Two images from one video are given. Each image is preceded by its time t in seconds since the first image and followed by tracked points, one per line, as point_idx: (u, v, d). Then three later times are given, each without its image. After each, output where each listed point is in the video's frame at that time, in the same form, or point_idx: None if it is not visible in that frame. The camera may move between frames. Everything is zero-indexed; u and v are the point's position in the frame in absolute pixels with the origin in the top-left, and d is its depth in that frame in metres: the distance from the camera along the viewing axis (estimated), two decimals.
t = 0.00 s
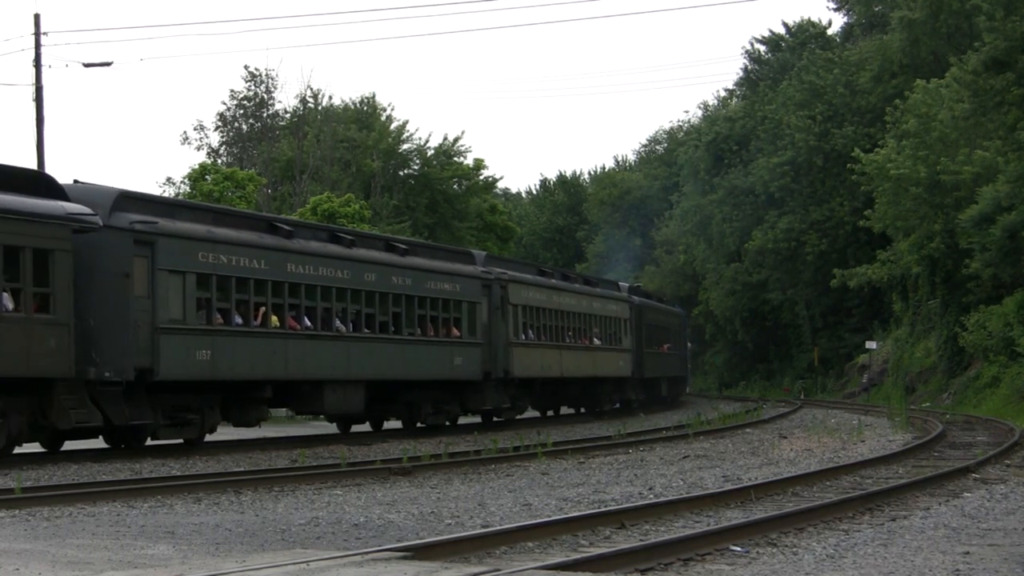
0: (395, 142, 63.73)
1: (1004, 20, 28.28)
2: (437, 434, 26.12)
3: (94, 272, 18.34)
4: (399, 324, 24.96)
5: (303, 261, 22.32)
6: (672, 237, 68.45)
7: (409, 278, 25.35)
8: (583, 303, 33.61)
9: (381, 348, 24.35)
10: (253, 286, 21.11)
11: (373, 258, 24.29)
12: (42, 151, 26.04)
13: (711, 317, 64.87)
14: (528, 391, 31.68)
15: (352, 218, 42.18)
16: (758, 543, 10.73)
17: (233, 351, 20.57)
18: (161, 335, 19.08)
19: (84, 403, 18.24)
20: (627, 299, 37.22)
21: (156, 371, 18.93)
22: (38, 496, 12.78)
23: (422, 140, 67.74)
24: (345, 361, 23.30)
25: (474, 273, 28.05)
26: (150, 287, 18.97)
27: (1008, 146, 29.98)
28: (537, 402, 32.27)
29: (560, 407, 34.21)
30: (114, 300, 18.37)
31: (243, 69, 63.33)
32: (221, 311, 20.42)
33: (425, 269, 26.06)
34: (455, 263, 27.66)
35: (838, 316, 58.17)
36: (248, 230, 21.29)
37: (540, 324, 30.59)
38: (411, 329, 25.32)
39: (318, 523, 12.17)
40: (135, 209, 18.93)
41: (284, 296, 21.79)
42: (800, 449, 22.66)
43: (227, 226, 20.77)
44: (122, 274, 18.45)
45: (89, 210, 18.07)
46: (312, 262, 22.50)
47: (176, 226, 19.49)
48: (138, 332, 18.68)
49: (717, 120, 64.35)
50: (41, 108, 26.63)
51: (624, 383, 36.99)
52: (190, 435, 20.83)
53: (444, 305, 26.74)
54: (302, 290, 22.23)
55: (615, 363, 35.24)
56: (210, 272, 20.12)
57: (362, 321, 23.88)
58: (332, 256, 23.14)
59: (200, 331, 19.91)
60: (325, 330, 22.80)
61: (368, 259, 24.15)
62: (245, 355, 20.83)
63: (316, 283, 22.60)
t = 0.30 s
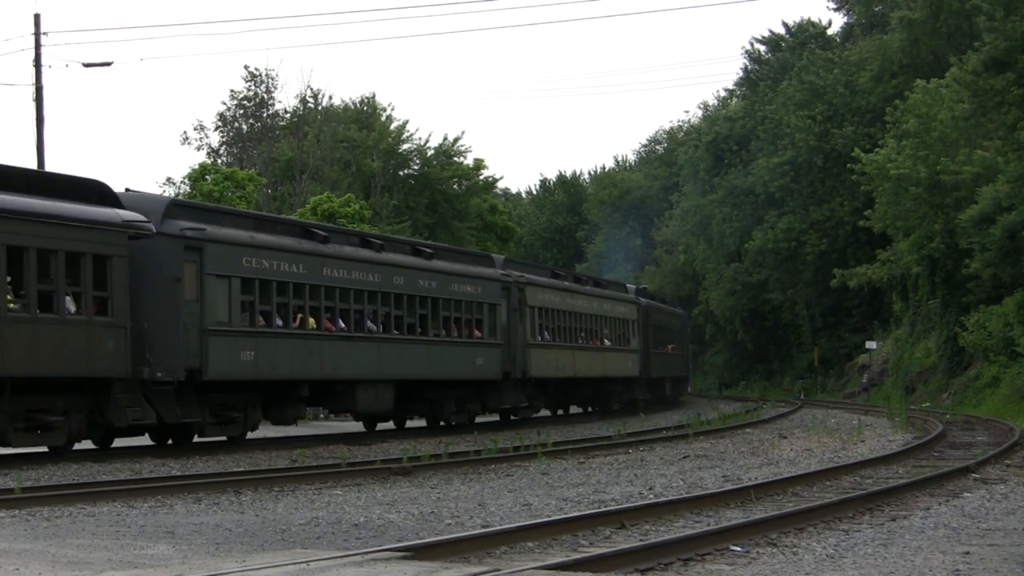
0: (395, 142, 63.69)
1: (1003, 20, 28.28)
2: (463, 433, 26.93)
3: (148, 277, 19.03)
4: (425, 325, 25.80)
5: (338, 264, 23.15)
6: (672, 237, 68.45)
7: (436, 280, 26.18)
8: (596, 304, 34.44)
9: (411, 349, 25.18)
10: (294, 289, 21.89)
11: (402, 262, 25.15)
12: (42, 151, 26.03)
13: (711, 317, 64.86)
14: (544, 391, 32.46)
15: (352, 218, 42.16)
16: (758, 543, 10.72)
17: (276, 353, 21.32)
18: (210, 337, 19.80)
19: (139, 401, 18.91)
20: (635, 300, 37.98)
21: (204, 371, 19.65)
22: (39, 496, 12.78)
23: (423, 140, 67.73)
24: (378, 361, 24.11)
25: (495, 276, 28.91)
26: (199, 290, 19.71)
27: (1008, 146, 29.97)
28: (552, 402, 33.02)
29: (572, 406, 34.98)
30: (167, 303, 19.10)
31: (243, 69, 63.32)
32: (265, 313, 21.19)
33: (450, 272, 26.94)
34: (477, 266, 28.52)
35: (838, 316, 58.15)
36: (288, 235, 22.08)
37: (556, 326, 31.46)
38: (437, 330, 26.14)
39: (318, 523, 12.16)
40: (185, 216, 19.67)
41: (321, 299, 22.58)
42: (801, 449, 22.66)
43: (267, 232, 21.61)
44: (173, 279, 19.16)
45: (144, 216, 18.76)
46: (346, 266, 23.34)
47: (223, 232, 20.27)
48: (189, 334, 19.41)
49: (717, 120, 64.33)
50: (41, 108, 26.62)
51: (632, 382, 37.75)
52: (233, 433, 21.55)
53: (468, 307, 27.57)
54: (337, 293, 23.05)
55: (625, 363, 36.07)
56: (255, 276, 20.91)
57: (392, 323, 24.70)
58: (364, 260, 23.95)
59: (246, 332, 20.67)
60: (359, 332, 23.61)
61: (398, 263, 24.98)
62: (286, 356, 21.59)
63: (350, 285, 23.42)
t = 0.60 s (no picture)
0: (395, 142, 63.54)
1: (1003, 20, 28.29)
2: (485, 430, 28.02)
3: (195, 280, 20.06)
4: (450, 326, 26.91)
5: (368, 268, 24.25)
6: (672, 237, 68.44)
7: (459, 283, 27.30)
8: (607, 307, 35.58)
9: (436, 350, 26.30)
10: (329, 291, 23.00)
11: (428, 266, 26.28)
12: (42, 150, 26.03)
13: (711, 317, 64.86)
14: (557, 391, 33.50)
15: (352, 218, 42.15)
16: (758, 543, 10.72)
17: (312, 352, 22.40)
18: (252, 338, 20.84)
19: (188, 400, 19.83)
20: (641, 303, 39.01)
21: (248, 371, 20.66)
22: (40, 496, 12.78)
23: (423, 140, 67.69)
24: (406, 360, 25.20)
25: (514, 279, 30.05)
26: (242, 293, 20.78)
27: (1009, 145, 29.97)
28: (565, 401, 34.02)
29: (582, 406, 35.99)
30: (214, 305, 20.16)
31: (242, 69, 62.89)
32: (303, 315, 22.28)
33: (473, 276, 28.08)
34: (497, 270, 29.65)
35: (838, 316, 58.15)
36: (322, 241, 23.20)
37: (570, 327, 32.57)
38: (461, 332, 27.23)
39: (318, 523, 12.16)
40: (231, 223, 20.76)
41: (353, 301, 23.66)
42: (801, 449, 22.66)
43: (304, 237, 22.74)
44: (219, 282, 20.23)
45: (193, 223, 19.78)
46: (376, 270, 24.45)
47: (264, 237, 21.38)
48: (233, 335, 20.45)
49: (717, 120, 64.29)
50: (41, 108, 26.62)
51: (638, 382, 38.74)
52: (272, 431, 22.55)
53: (489, 309, 28.68)
54: (368, 295, 24.15)
55: (633, 364, 37.12)
56: (294, 279, 22.01)
57: (419, 324, 25.81)
58: (393, 264, 25.07)
59: (285, 333, 21.74)
60: (388, 333, 24.71)
61: (424, 267, 26.11)
62: (322, 356, 22.67)
63: (381, 288, 24.53)
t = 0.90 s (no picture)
0: (394, 142, 63.47)
1: (1003, 19, 28.35)
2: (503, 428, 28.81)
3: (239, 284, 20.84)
4: (473, 328, 27.68)
5: (398, 271, 25.06)
6: (672, 237, 68.47)
7: (481, 286, 28.04)
8: (620, 308, 36.27)
9: (461, 351, 27.08)
10: (361, 294, 23.79)
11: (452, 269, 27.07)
12: (42, 150, 26.04)
13: (711, 317, 64.90)
14: (572, 390, 34.24)
15: (352, 218, 42.20)
16: (758, 543, 10.74)
17: (346, 353, 23.19)
18: (292, 339, 21.62)
19: (233, 399, 20.62)
20: (648, 303, 39.66)
21: (288, 370, 21.48)
22: (40, 496, 12.81)
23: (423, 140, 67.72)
24: (432, 361, 25.99)
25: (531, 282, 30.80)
26: (283, 296, 21.60)
27: (1009, 145, 29.99)
28: (577, 399, 34.77)
29: (593, 405, 36.70)
30: (258, 307, 20.97)
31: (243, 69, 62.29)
32: (338, 317, 23.08)
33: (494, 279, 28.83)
34: (516, 273, 30.42)
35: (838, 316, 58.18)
36: (353, 245, 24.01)
37: (585, 328, 33.32)
38: (482, 333, 27.99)
39: (318, 523, 12.19)
40: (271, 229, 21.59)
41: (383, 304, 24.45)
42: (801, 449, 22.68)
43: (337, 241, 23.57)
44: (262, 286, 21.03)
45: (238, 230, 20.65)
46: (405, 273, 25.24)
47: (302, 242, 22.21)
48: (275, 336, 21.24)
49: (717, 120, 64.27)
50: (41, 108, 26.63)
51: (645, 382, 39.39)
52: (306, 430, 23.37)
53: (508, 310, 29.43)
54: (397, 298, 24.93)
55: (642, 364, 37.85)
56: (330, 282, 22.82)
57: (444, 326, 26.60)
58: (420, 267, 25.87)
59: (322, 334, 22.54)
60: (416, 334, 25.49)
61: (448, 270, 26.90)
62: (355, 356, 23.46)
63: (408, 291, 25.33)
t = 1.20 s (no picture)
0: (394, 142, 63.51)
1: (1003, 20, 28.37)
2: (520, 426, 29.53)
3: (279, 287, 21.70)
4: (493, 329, 28.48)
5: (424, 275, 25.90)
6: (672, 237, 68.47)
7: (501, 288, 28.84)
8: (627, 310, 37.02)
9: (483, 351, 27.86)
10: (390, 297, 24.61)
11: (474, 272, 27.89)
12: (42, 150, 26.05)
13: (711, 317, 64.92)
14: (583, 390, 34.94)
15: (352, 218, 42.21)
16: (758, 543, 10.74)
17: (376, 354, 23.99)
18: (329, 341, 22.47)
19: (275, 398, 21.43)
20: (653, 304, 40.23)
21: (325, 371, 22.31)
22: (40, 496, 12.81)
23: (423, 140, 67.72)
24: (456, 362, 26.80)
25: (546, 284, 31.59)
26: (320, 299, 22.45)
27: (1009, 145, 30.00)
28: (586, 398, 35.47)
29: (600, 404, 37.32)
30: (297, 310, 21.80)
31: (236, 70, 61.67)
32: (370, 319, 23.91)
33: (513, 282, 29.65)
34: (531, 275, 31.23)
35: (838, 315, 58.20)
36: (382, 249, 24.85)
37: (595, 329, 34.09)
38: (502, 334, 28.79)
39: (318, 523, 12.19)
40: (308, 234, 22.49)
41: (411, 306, 25.30)
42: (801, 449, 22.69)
43: (367, 246, 24.40)
44: (301, 289, 21.89)
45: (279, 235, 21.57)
46: (430, 276, 26.08)
47: (335, 247, 23.07)
48: (312, 337, 22.06)
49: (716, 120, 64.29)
50: (41, 108, 26.64)
51: (651, 382, 39.92)
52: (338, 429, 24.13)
53: (524, 312, 30.22)
54: (423, 300, 25.77)
55: (647, 364, 38.45)
56: (362, 286, 23.67)
57: (467, 328, 27.42)
58: (444, 271, 26.72)
59: (355, 335, 23.37)
60: (440, 335, 26.31)
61: (469, 273, 27.73)
62: (385, 357, 24.27)
63: (433, 294, 26.16)
